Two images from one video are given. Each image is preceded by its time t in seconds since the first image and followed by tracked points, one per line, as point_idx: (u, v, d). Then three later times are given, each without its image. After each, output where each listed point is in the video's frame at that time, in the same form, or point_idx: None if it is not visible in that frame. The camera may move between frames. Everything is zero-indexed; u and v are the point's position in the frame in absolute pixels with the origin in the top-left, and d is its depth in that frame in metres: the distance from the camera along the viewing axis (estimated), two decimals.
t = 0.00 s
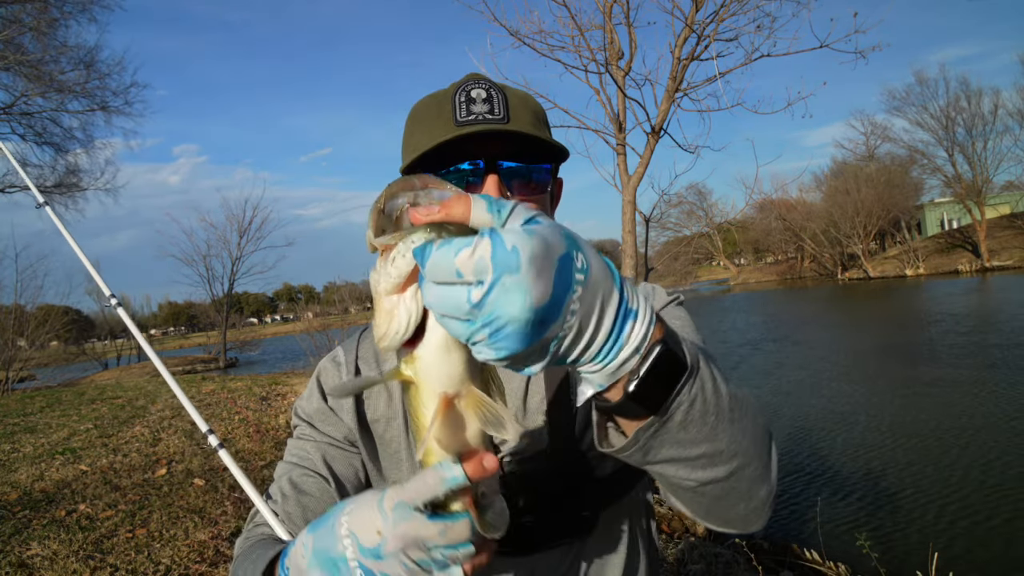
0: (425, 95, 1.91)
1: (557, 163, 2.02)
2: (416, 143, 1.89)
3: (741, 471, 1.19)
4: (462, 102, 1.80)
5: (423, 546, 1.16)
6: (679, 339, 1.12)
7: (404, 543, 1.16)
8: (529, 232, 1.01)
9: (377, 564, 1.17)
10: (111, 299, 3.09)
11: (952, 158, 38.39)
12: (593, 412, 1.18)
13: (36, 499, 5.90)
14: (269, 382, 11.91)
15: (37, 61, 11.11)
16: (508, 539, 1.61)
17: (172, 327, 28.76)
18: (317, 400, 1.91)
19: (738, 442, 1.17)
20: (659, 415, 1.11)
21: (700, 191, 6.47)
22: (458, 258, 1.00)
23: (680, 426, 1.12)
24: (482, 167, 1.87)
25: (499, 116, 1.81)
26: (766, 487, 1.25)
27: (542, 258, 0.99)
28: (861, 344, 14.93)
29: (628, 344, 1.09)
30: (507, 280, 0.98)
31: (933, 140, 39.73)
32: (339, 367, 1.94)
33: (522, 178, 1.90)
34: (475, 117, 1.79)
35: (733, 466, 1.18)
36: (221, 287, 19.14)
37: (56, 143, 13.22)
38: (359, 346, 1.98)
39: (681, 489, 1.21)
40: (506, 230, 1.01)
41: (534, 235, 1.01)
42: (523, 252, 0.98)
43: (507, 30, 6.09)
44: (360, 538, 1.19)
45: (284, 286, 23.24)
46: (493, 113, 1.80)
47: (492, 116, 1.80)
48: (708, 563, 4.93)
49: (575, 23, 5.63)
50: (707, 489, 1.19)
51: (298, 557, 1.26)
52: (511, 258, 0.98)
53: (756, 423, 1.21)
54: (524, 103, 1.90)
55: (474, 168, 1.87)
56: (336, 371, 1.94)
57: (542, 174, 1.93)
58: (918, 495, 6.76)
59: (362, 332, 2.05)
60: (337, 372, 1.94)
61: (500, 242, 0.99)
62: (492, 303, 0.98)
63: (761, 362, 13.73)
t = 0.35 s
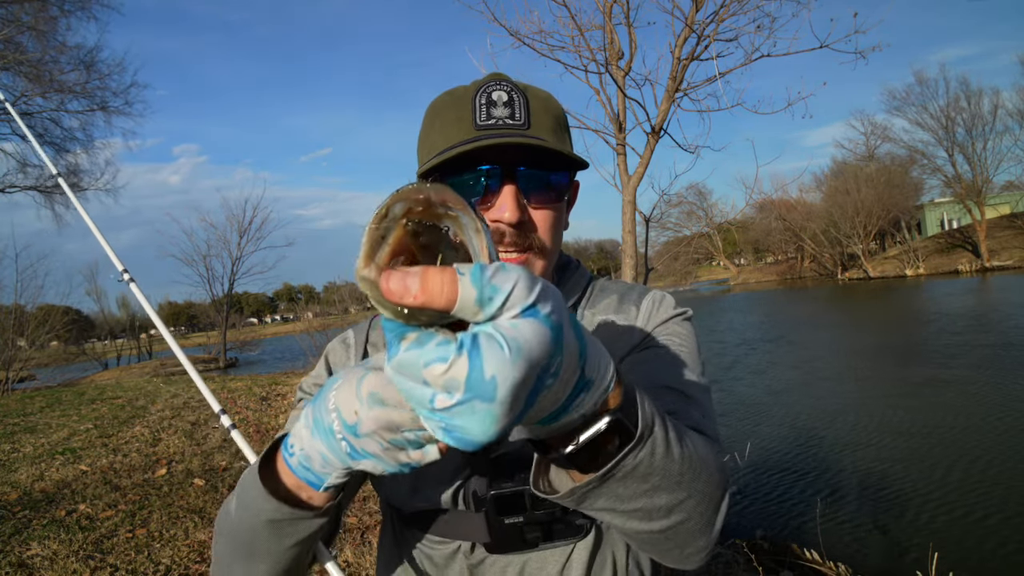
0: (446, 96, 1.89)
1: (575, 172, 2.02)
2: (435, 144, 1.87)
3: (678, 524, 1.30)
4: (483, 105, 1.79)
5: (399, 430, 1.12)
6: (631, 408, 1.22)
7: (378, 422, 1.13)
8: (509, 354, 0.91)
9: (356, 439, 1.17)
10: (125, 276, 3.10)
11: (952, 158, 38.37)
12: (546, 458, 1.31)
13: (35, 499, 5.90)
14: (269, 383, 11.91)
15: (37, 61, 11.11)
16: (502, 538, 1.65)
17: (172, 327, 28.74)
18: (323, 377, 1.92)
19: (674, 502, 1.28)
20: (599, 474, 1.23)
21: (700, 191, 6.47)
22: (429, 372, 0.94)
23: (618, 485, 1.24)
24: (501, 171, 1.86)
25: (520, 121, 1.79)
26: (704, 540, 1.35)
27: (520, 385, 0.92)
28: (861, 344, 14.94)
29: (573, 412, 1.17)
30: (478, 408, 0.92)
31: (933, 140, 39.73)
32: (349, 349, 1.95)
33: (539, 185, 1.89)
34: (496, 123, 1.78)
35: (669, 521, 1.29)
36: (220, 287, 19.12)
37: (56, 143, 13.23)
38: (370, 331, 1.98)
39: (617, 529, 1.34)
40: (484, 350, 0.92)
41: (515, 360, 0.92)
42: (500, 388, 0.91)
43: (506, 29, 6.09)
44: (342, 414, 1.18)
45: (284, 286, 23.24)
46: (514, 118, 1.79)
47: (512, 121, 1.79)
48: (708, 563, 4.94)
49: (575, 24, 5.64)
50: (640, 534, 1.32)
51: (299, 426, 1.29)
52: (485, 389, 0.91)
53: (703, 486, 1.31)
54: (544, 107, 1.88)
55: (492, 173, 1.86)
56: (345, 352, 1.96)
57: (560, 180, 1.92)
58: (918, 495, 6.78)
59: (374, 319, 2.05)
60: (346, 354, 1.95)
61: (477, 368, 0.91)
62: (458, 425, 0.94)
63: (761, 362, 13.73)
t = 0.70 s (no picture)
0: (474, 87, 1.92)
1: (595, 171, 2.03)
2: (458, 132, 1.89)
3: (667, 519, 1.35)
4: (509, 98, 1.82)
5: (412, 398, 1.27)
6: (632, 405, 1.27)
7: (394, 392, 1.29)
8: (557, 376, 1.07)
9: (374, 406, 1.34)
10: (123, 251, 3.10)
11: (953, 158, 38.33)
12: (544, 447, 1.35)
13: (35, 499, 5.90)
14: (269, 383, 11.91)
15: (36, 60, 11.12)
16: (509, 532, 1.66)
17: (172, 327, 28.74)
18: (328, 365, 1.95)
19: (664, 498, 1.33)
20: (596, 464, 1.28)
21: (699, 191, 6.47)
22: (482, 393, 1.07)
23: (613, 478, 1.28)
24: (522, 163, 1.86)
25: (545, 117, 1.82)
26: (690, 536, 1.40)
27: (564, 403, 1.09)
28: (861, 344, 14.93)
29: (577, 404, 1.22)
30: (521, 422, 1.08)
31: (933, 139, 39.69)
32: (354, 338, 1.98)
33: (559, 181, 1.89)
34: (520, 115, 1.80)
35: (658, 514, 1.34)
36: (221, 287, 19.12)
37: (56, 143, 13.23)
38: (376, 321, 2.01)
39: (606, 521, 1.37)
40: (536, 374, 1.06)
41: (562, 382, 1.08)
42: (548, 408, 1.07)
43: (507, 29, 6.09)
44: (361, 383, 1.35)
45: (284, 286, 23.23)
46: (539, 113, 1.82)
47: (537, 116, 1.82)
48: (708, 563, 4.95)
49: (575, 24, 5.65)
50: (629, 526, 1.36)
51: (320, 398, 1.48)
52: (534, 408, 1.07)
53: (694, 484, 1.36)
54: (569, 106, 1.91)
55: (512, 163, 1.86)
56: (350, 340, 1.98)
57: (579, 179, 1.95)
58: (918, 495, 6.78)
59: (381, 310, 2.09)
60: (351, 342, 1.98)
61: (530, 389, 1.06)
62: (497, 433, 1.09)
63: (760, 362, 13.72)
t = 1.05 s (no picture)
0: (481, 84, 1.93)
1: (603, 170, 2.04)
2: (466, 129, 1.90)
3: (684, 512, 1.38)
4: (518, 97, 1.83)
5: (424, 390, 1.31)
6: (661, 395, 1.27)
7: (403, 381, 1.31)
8: (605, 354, 1.08)
9: (383, 396, 1.36)
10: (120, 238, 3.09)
11: (953, 158, 38.31)
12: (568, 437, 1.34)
13: (35, 499, 5.90)
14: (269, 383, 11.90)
15: (36, 60, 11.12)
16: (512, 531, 1.67)
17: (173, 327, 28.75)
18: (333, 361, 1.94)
19: (683, 492, 1.36)
20: (621, 455, 1.28)
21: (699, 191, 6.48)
22: (529, 367, 1.06)
23: (637, 469, 1.30)
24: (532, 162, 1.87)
25: (554, 116, 1.82)
26: (702, 532, 1.44)
27: (608, 383, 1.10)
28: (861, 344, 14.92)
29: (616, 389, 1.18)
30: (565, 400, 1.08)
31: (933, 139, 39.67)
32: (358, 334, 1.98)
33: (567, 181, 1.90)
34: (530, 114, 1.81)
35: (676, 508, 1.37)
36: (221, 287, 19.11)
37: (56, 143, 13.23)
38: (380, 317, 2.01)
39: (623, 512, 1.40)
40: (586, 350, 1.07)
41: (610, 360, 1.08)
42: (595, 388, 1.07)
43: (507, 29, 6.09)
44: (371, 372, 1.37)
45: (284, 286, 23.23)
46: (548, 112, 1.82)
47: (546, 115, 1.82)
48: (708, 563, 4.96)
49: (576, 24, 5.65)
50: (646, 518, 1.39)
51: (326, 387, 1.49)
52: (581, 386, 1.07)
53: (713, 480, 1.39)
54: (577, 106, 1.92)
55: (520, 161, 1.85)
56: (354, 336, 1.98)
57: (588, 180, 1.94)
58: (918, 495, 6.78)
59: (384, 306, 2.09)
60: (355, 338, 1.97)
61: (578, 366, 1.06)
62: (539, 412, 1.09)
63: (761, 362, 13.72)
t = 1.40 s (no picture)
0: (488, 83, 1.92)
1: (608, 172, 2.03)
2: (472, 129, 1.89)
3: (687, 515, 1.38)
4: (526, 97, 1.83)
5: (425, 398, 1.31)
6: (662, 400, 1.27)
7: (406, 388, 1.32)
8: (607, 363, 1.08)
9: (384, 404, 1.37)
10: (118, 237, 3.09)
11: (952, 158, 38.29)
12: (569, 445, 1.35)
13: (36, 499, 5.89)
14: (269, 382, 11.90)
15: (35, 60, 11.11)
16: (514, 533, 1.67)
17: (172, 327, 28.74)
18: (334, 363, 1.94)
19: (686, 495, 1.36)
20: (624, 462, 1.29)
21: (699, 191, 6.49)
22: (531, 377, 1.07)
23: (640, 474, 1.31)
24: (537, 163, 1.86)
25: (561, 116, 1.83)
26: (706, 534, 1.44)
27: (611, 392, 1.10)
28: (861, 344, 14.92)
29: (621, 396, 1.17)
30: (568, 410, 1.09)
31: (933, 139, 39.66)
32: (358, 334, 1.98)
33: (572, 183, 1.90)
34: (536, 114, 1.81)
35: (680, 511, 1.37)
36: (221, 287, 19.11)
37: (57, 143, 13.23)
38: (380, 317, 2.01)
39: (627, 516, 1.41)
40: (587, 359, 1.07)
41: (613, 369, 1.08)
42: (598, 397, 1.08)
43: (507, 30, 6.09)
44: (373, 378, 1.37)
45: (283, 286, 23.23)
46: (555, 112, 1.82)
47: (553, 115, 1.82)
48: (707, 562, 4.96)
49: (575, 24, 5.66)
50: (650, 522, 1.39)
51: (328, 393, 1.50)
52: (584, 394, 1.07)
53: (715, 481, 1.38)
54: (585, 107, 1.92)
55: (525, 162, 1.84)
56: (354, 337, 1.98)
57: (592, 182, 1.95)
58: (917, 495, 6.78)
59: (383, 306, 2.10)
60: (355, 338, 1.98)
61: (579, 376, 1.06)
62: (543, 422, 1.10)
63: (760, 362, 13.71)
